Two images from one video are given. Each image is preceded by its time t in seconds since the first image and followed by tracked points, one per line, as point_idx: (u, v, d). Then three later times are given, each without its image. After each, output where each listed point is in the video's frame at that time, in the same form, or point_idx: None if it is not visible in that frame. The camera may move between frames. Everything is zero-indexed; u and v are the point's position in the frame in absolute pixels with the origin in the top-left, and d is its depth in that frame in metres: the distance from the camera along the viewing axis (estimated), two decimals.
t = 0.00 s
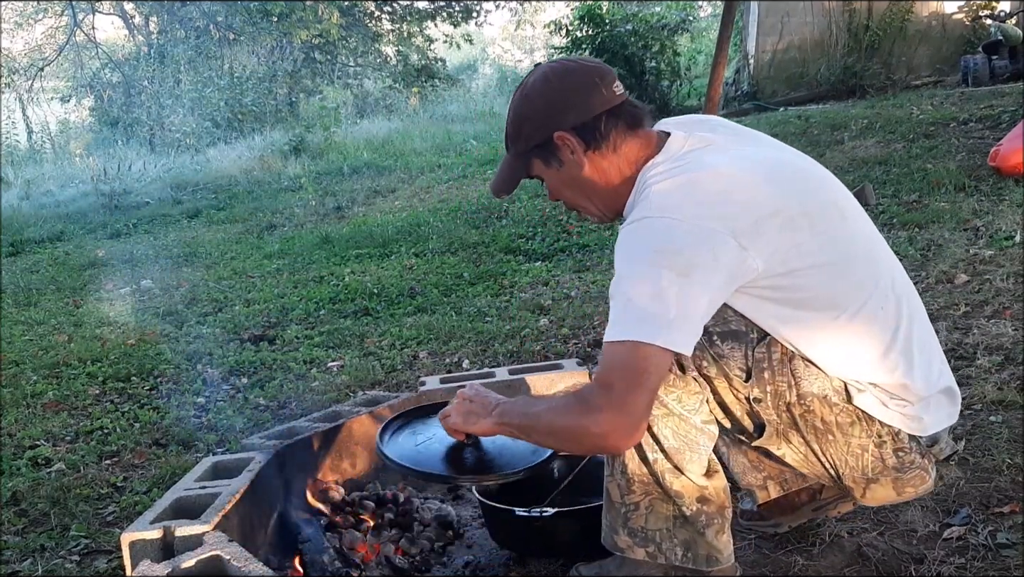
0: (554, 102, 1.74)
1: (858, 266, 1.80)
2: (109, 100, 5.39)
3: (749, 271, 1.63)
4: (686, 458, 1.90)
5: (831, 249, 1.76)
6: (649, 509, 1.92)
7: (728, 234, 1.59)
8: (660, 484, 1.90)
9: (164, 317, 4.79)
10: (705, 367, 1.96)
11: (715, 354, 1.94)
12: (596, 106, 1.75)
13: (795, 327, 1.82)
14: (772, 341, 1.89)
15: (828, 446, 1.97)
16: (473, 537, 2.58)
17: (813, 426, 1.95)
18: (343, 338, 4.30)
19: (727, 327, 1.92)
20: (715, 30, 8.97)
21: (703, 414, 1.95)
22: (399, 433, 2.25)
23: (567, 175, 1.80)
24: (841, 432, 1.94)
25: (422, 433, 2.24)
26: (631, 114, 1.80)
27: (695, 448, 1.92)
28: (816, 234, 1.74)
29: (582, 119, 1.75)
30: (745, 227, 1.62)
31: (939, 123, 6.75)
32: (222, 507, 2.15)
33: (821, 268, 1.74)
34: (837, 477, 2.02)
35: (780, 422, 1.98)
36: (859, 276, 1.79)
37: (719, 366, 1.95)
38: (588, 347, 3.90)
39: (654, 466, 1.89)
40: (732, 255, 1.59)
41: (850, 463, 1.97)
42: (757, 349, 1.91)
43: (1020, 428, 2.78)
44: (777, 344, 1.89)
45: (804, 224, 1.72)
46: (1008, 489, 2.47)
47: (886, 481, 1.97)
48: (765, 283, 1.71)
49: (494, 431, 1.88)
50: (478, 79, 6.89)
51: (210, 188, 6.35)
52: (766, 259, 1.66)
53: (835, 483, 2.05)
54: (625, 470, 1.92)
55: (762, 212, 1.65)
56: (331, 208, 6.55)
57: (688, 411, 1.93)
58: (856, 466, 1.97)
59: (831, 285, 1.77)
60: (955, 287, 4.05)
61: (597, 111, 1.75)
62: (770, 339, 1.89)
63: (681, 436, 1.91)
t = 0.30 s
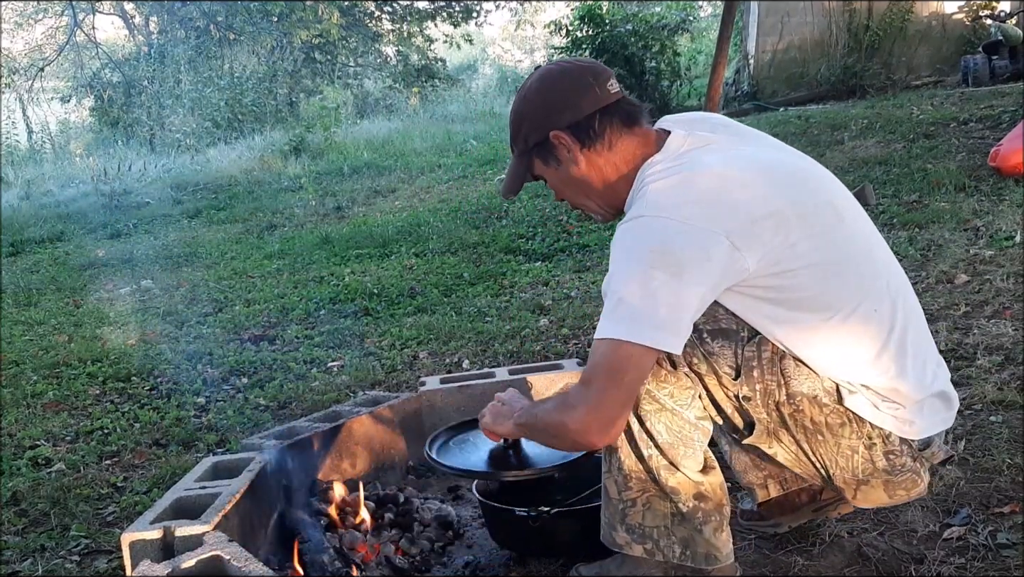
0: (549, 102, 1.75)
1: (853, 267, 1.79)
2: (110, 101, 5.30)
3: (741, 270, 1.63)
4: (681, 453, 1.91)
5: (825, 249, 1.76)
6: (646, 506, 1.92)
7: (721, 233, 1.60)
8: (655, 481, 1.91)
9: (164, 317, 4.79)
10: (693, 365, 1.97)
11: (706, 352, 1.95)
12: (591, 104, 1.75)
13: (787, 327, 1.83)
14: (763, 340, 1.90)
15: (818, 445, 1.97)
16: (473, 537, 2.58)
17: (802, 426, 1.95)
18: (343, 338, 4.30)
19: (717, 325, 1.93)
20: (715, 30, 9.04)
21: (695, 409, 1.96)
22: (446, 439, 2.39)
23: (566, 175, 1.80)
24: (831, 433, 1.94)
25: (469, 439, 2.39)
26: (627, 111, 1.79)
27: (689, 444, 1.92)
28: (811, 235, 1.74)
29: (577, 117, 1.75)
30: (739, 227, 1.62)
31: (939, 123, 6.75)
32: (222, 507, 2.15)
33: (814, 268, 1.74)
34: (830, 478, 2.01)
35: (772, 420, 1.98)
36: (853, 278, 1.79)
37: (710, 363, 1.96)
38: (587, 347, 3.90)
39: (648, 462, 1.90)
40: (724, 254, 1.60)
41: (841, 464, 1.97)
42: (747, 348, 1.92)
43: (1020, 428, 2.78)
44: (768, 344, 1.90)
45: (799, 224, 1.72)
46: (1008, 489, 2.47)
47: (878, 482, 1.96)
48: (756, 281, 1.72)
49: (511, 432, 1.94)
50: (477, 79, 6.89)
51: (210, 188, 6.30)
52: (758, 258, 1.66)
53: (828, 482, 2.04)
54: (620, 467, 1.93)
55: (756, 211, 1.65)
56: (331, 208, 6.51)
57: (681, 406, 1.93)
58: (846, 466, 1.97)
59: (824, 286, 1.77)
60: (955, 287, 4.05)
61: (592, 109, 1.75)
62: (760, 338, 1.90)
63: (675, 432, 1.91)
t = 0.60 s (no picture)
0: (551, 100, 1.76)
1: (850, 266, 1.79)
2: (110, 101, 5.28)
3: (736, 267, 1.64)
4: (677, 449, 1.92)
5: (822, 247, 1.76)
6: (644, 502, 1.93)
7: (717, 230, 1.60)
8: (652, 478, 1.91)
9: (164, 317, 4.79)
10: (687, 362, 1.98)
11: (700, 348, 1.95)
12: (593, 102, 1.76)
13: (783, 325, 1.83)
14: (757, 337, 1.91)
15: (812, 442, 1.97)
16: (473, 537, 2.59)
17: (797, 424, 1.96)
18: (343, 338, 4.30)
19: (711, 322, 1.92)
20: (715, 30, 9.04)
21: (691, 405, 1.97)
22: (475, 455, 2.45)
23: (568, 174, 1.80)
24: (826, 431, 1.95)
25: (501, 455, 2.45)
26: (628, 110, 1.80)
27: (686, 440, 1.93)
28: (808, 233, 1.74)
29: (579, 114, 1.76)
30: (735, 224, 1.63)
31: (939, 123, 6.76)
32: (222, 507, 2.15)
33: (809, 266, 1.74)
34: (827, 476, 2.01)
35: (767, 418, 1.98)
36: (850, 276, 1.79)
37: (705, 358, 1.96)
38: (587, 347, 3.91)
39: (645, 458, 1.91)
40: (719, 251, 1.60)
41: (835, 462, 1.97)
42: (742, 345, 1.92)
43: (1020, 428, 2.78)
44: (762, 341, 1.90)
45: (795, 223, 1.72)
46: (1008, 489, 2.48)
47: (874, 481, 1.96)
48: (751, 278, 1.72)
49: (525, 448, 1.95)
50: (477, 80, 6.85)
51: (211, 188, 6.17)
52: (754, 255, 1.66)
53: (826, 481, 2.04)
54: (617, 462, 1.93)
55: (751, 209, 1.65)
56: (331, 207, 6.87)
57: (676, 402, 1.95)
58: (840, 464, 1.97)
59: (820, 284, 1.77)
60: (955, 287, 4.05)
61: (594, 107, 1.76)
62: (755, 335, 1.91)
63: (671, 427, 1.92)
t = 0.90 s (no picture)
0: (553, 99, 1.76)
1: (851, 264, 1.79)
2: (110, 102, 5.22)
3: (738, 264, 1.64)
4: (678, 447, 1.92)
5: (823, 245, 1.76)
6: (645, 502, 1.92)
7: (720, 228, 1.60)
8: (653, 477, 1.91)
9: (164, 317, 4.80)
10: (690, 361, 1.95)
11: (702, 347, 1.93)
12: (595, 101, 1.76)
13: (784, 322, 1.83)
14: (760, 335, 1.89)
15: (815, 440, 1.97)
16: (473, 538, 2.59)
17: (800, 422, 1.95)
18: (343, 338, 4.30)
19: (713, 320, 1.91)
20: (715, 30, 9.05)
21: (692, 404, 1.97)
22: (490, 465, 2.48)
23: (572, 173, 1.80)
24: (828, 429, 1.94)
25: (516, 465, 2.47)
26: (629, 108, 1.81)
27: (687, 439, 1.93)
28: (809, 232, 1.74)
29: (583, 113, 1.76)
30: (737, 222, 1.63)
31: (939, 123, 6.76)
32: (222, 507, 2.15)
33: (810, 264, 1.74)
34: (829, 474, 2.01)
35: (770, 416, 1.97)
36: (851, 275, 1.79)
37: (707, 356, 1.94)
38: (588, 347, 3.90)
39: (646, 457, 1.90)
40: (721, 249, 1.60)
41: (838, 460, 1.97)
42: (744, 342, 1.91)
43: (1020, 428, 2.78)
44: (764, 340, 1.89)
45: (797, 222, 1.72)
46: (1008, 489, 2.47)
47: (876, 479, 1.96)
48: (752, 275, 1.72)
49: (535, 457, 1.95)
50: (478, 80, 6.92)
51: (212, 188, 6.28)
52: (755, 253, 1.66)
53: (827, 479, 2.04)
54: (618, 461, 1.93)
55: (752, 206, 1.65)
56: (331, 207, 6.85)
57: (678, 400, 1.94)
58: (843, 462, 1.97)
59: (821, 282, 1.77)
60: (955, 287, 4.05)
61: (597, 106, 1.77)
62: (757, 333, 1.89)
63: (672, 426, 1.92)
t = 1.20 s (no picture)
0: (548, 100, 1.76)
1: (850, 264, 1.80)
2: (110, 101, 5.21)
3: (737, 264, 1.64)
4: (678, 448, 1.92)
5: (822, 244, 1.76)
6: (644, 502, 1.92)
7: (719, 227, 1.60)
8: (653, 478, 1.91)
9: (163, 317, 4.80)
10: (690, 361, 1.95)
11: (701, 347, 1.93)
12: (591, 102, 1.77)
13: (784, 322, 1.83)
14: (759, 335, 1.90)
15: (814, 439, 1.97)
16: (473, 537, 2.59)
17: (798, 421, 1.95)
18: (343, 338, 4.30)
19: (712, 320, 1.92)
20: (715, 30, 9.06)
21: (692, 404, 1.97)
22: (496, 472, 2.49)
23: (570, 174, 1.80)
24: (827, 428, 1.94)
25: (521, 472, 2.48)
26: (625, 109, 1.81)
27: (687, 439, 1.93)
28: (808, 231, 1.74)
29: (579, 114, 1.76)
30: (736, 222, 1.63)
31: (939, 123, 6.76)
32: (222, 507, 2.15)
33: (809, 263, 1.75)
34: (828, 473, 2.01)
35: (769, 416, 1.97)
36: (850, 274, 1.80)
37: (706, 356, 1.94)
38: (587, 347, 3.90)
39: (645, 458, 1.90)
40: (721, 248, 1.60)
41: (836, 458, 1.97)
42: (743, 341, 1.91)
43: (1019, 428, 2.78)
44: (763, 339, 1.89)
45: (796, 221, 1.72)
46: (1008, 489, 2.47)
47: (874, 478, 1.97)
48: (752, 274, 1.72)
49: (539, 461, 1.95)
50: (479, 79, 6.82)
51: (211, 188, 6.25)
52: (755, 252, 1.66)
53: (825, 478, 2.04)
54: (617, 462, 1.93)
55: (751, 205, 1.65)
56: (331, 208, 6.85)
57: (678, 400, 1.94)
58: (842, 461, 1.97)
59: (821, 282, 1.77)
60: (954, 287, 4.05)
61: (593, 107, 1.77)
62: (756, 333, 1.90)
63: (672, 426, 1.92)
